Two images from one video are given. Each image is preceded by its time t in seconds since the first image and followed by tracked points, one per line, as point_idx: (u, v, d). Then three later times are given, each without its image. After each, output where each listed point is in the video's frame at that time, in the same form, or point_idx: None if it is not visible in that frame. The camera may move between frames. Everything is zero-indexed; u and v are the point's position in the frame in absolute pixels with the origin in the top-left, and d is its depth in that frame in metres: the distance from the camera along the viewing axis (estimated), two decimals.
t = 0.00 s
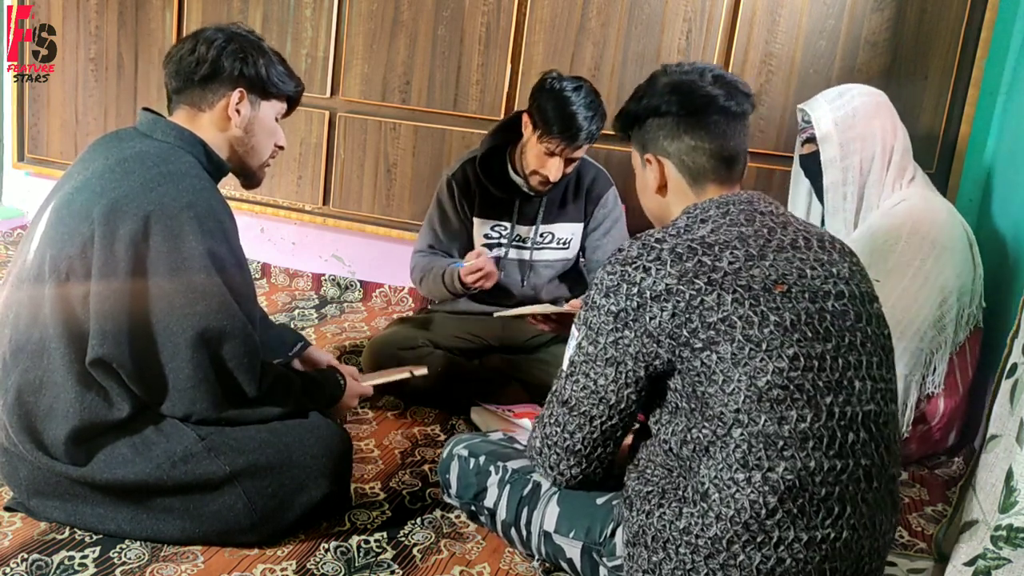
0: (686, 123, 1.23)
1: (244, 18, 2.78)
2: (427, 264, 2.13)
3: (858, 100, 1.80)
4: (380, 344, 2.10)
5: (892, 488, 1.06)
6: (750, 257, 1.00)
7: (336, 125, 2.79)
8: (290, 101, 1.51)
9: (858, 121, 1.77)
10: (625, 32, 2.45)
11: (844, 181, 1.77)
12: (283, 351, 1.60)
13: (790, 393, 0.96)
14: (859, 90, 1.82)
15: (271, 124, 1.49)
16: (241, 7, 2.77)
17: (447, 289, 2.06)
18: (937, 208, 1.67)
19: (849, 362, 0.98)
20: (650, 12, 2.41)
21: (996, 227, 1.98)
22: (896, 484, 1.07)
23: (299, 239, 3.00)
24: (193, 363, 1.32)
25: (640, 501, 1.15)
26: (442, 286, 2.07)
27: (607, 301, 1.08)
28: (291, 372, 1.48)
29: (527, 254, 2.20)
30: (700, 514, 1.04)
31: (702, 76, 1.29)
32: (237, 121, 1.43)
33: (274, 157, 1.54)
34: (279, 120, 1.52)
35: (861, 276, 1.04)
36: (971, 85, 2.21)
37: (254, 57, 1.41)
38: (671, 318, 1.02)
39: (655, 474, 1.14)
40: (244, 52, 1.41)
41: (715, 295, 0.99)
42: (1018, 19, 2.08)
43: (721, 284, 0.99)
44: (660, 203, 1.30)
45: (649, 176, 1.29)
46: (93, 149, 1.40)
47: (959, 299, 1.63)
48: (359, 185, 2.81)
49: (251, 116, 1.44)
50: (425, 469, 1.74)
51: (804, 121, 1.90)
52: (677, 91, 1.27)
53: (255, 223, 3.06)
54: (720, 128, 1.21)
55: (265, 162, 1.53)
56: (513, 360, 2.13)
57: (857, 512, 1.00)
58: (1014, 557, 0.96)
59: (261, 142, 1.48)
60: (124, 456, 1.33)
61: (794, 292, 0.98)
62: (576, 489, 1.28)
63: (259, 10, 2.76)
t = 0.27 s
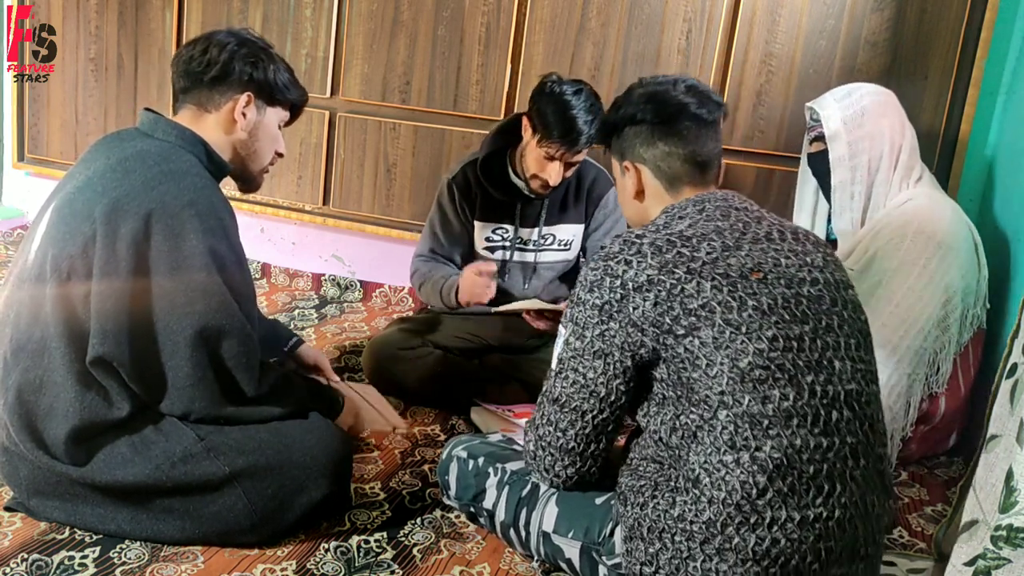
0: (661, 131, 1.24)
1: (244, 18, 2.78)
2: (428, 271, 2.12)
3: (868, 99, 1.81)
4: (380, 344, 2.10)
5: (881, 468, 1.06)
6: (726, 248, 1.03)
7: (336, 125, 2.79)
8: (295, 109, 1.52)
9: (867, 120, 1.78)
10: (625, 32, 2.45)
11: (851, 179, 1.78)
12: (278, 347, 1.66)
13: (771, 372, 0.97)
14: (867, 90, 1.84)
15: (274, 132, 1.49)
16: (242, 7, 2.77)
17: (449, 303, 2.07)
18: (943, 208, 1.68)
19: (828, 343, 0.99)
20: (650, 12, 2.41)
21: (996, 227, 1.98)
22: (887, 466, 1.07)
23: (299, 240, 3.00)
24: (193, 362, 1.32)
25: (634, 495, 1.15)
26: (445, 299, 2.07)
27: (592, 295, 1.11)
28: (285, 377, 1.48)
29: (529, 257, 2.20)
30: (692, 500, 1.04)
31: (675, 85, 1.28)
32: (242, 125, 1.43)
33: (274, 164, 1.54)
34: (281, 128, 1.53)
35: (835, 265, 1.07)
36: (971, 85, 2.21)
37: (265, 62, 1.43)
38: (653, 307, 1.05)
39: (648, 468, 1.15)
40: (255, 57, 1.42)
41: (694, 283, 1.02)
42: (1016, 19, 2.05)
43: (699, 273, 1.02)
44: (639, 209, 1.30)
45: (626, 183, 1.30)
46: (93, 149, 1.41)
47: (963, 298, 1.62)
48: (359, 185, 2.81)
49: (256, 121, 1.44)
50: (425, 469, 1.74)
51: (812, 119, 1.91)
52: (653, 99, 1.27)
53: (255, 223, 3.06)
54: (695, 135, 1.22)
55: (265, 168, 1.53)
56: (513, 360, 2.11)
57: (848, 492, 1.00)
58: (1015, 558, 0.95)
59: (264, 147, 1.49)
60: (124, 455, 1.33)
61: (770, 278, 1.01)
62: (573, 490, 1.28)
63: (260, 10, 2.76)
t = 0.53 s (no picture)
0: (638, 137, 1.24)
1: (244, 18, 2.78)
2: (427, 275, 2.11)
3: (865, 99, 1.81)
4: (380, 344, 2.10)
5: (866, 447, 1.07)
6: (703, 240, 1.05)
7: (336, 125, 2.79)
8: (295, 108, 1.52)
9: (865, 120, 1.78)
10: (625, 32, 2.45)
11: (849, 179, 1.78)
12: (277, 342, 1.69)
13: (751, 353, 0.99)
14: (865, 90, 1.83)
15: (274, 132, 1.49)
16: (242, 7, 2.77)
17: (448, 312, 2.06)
18: (943, 208, 1.66)
19: (804, 327, 1.01)
20: (650, 12, 2.41)
21: (996, 226, 1.98)
22: (873, 446, 1.08)
23: (299, 240, 3.00)
24: (195, 362, 1.32)
25: (627, 488, 1.16)
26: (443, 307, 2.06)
27: (576, 290, 1.13)
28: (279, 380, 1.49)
29: (529, 257, 2.20)
30: (684, 486, 1.05)
31: (652, 97, 1.30)
32: (242, 125, 1.43)
33: (275, 163, 1.54)
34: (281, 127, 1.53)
35: (810, 257, 1.09)
36: (971, 85, 2.21)
37: (265, 62, 1.43)
38: (636, 296, 1.06)
39: (640, 461, 1.15)
40: (256, 56, 1.42)
41: (673, 272, 1.04)
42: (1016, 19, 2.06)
43: (678, 262, 1.04)
44: (623, 216, 1.30)
45: (609, 190, 1.30)
46: (94, 148, 1.41)
47: (962, 298, 1.63)
48: (359, 185, 2.81)
49: (256, 121, 1.44)
50: (425, 469, 1.74)
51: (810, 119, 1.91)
52: (631, 109, 1.28)
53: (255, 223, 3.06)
54: (672, 141, 1.23)
55: (265, 168, 1.53)
56: (513, 359, 2.11)
57: (836, 470, 1.01)
58: (1014, 558, 0.95)
59: (263, 147, 1.49)
60: (125, 455, 1.33)
61: (746, 267, 1.03)
62: (571, 488, 1.28)
63: (260, 10, 2.76)
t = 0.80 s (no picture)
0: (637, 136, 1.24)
1: (244, 18, 2.78)
2: (427, 277, 2.11)
3: (857, 99, 1.82)
4: (380, 344, 2.10)
5: (863, 443, 1.07)
6: (699, 237, 1.05)
7: (336, 125, 2.79)
8: (298, 108, 1.52)
9: (856, 119, 1.79)
10: (625, 32, 2.45)
11: (843, 178, 1.78)
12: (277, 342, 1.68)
13: (746, 348, 0.99)
14: (857, 90, 1.84)
15: (276, 131, 1.49)
16: (241, 7, 2.77)
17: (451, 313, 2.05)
18: (937, 207, 1.66)
19: (799, 322, 1.01)
20: (650, 12, 2.41)
21: (995, 226, 1.98)
22: (869, 441, 1.08)
23: (299, 240, 2.99)
24: (195, 363, 1.32)
25: (625, 485, 1.16)
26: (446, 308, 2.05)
27: (573, 288, 1.13)
28: (279, 381, 1.50)
29: (528, 257, 2.20)
30: (680, 481, 1.05)
31: (650, 98, 1.30)
32: (245, 125, 1.43)
33: (279, 163, 1.54)
34: (284, 127, 1.53)
35: (805, 254, 1.10)
36: (971, 85, 2.22)
37: (264, 62, 1.43)
38: (632, 293, 1.06)
39: (637, 459, 1.15)
40: (255, 56, 1.42)
41: (669, 268, 1.04)
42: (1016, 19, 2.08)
43: (674, 259, 1.04)
44: (621, 215, 1.30)
45: (607, 191, 1.30)
46: (94, 149, 1.41)
47: (957, 298, 1.63)
48: (359, 185, 2.81)
49: (258, 121, 1.44)
50: (425, 469, 1.74)
51: (803, 121, 1.92)
52: (629, 109, 1.28)
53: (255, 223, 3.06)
54: (670, 141, 1.23)
55: (268, 168, 1.53)
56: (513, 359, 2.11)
57: (832, 465, 1.01)
58: (1014, 558, 0.95)
59: (266, 147, 1.48)
60: (125, 455, 1.33)
61: (741, 264, 1.03)
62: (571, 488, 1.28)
63: (260, 10, 2.76)
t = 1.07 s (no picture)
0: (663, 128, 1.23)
1: (244, 18, 2.78)
2: (427, 279, 2.11)
3: (851, 101, 1.81)
4: (380, 344, 2.10)
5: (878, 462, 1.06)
6: (723, 243, 1.03)
7: (336, 125, 2.79)
8: (298, 105, 1.52)
9: (850, 121, 1.78)
10: (625, 32, 2.45)
11: (835, 181, 1.79)
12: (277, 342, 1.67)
13: (768, 365, 0.98)
14: (852, 92, 1.84)
15: (277, 129, 1.49)
16: (241, 7, 2.77)
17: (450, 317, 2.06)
18: (929, 208, 1.67)
19: (824, 337, 1.00)
20: (650, 12, 2.41)
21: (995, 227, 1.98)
22: (882, 459, 1.07)
23: (299, 240, 2.99)
24: (196, 363, 1.32)
25: (632, 491, 1.16)
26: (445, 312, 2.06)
27: (590, 291, 1.11)
28: (280, 381, 1.49)
29: (529, 258, 2.20)
30: (690, 494, 1.05)
31: (679, 88, 1.28)
32: (244, 124, 1.43)
33: (280, 162, 1.54)
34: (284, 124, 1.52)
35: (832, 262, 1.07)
36: (971, 85, 2.22)
37: (263, 60, 1.43)
38: (652, 300, 1.05)
39: (646, 465, 1.15)
40: (254, 55, 1.42)
41: (691, 276, 1.02)
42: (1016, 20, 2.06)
43: (697, 267, 1.02)
44: (641, 208, 1.30)
45: (629, 181, 1.29)
46: (94, 149, 1.41)
47: (955, 297, 1.63)
48: (359, 185, 2.81)
49: (258, 120, 1.44)
50: (425, 470, 1.74)
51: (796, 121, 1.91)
52: (656, 99, 1.27)
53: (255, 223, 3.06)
54: (699, 135, 1.22)
55: (270, 166, 1.53)
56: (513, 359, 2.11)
57: (845, 485, 1.00)
58: (1014, 557, 0.95)
59: (267, 146, 1.48)
60: (125, 456, 1.33)
61: (766, 273, 1.01)
62: (573, 488, 1.28)
63: (260, 10, 2.76)
